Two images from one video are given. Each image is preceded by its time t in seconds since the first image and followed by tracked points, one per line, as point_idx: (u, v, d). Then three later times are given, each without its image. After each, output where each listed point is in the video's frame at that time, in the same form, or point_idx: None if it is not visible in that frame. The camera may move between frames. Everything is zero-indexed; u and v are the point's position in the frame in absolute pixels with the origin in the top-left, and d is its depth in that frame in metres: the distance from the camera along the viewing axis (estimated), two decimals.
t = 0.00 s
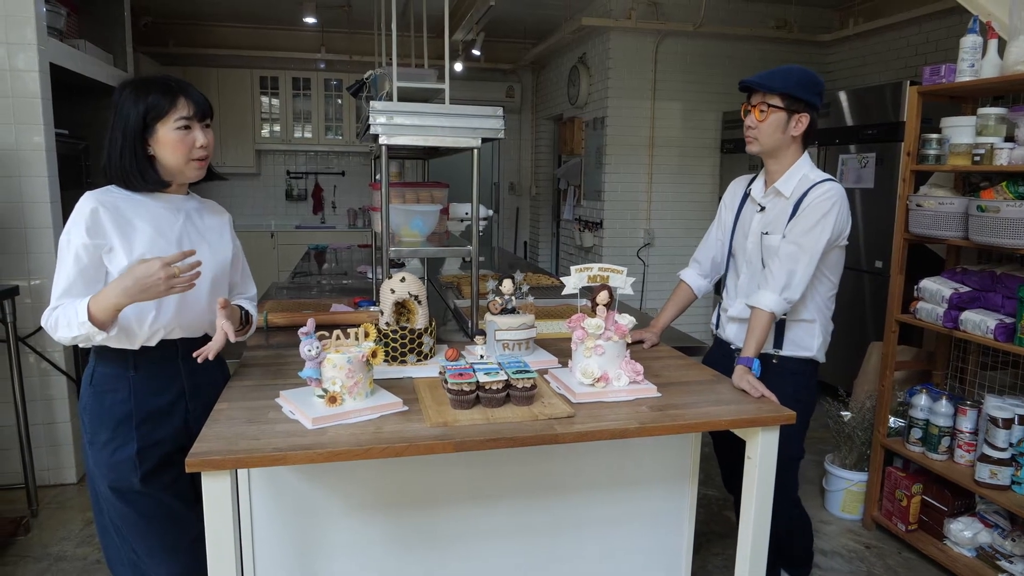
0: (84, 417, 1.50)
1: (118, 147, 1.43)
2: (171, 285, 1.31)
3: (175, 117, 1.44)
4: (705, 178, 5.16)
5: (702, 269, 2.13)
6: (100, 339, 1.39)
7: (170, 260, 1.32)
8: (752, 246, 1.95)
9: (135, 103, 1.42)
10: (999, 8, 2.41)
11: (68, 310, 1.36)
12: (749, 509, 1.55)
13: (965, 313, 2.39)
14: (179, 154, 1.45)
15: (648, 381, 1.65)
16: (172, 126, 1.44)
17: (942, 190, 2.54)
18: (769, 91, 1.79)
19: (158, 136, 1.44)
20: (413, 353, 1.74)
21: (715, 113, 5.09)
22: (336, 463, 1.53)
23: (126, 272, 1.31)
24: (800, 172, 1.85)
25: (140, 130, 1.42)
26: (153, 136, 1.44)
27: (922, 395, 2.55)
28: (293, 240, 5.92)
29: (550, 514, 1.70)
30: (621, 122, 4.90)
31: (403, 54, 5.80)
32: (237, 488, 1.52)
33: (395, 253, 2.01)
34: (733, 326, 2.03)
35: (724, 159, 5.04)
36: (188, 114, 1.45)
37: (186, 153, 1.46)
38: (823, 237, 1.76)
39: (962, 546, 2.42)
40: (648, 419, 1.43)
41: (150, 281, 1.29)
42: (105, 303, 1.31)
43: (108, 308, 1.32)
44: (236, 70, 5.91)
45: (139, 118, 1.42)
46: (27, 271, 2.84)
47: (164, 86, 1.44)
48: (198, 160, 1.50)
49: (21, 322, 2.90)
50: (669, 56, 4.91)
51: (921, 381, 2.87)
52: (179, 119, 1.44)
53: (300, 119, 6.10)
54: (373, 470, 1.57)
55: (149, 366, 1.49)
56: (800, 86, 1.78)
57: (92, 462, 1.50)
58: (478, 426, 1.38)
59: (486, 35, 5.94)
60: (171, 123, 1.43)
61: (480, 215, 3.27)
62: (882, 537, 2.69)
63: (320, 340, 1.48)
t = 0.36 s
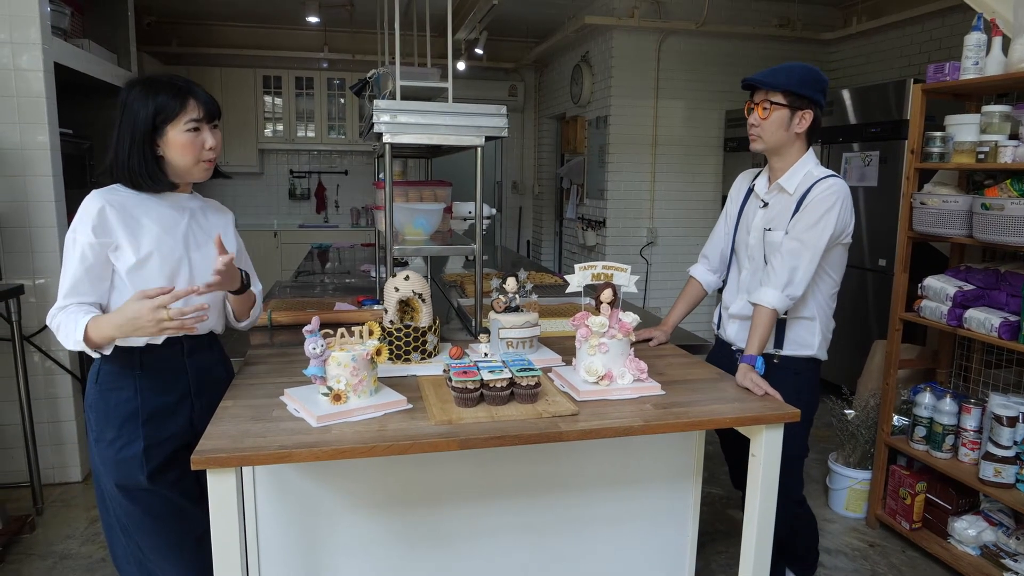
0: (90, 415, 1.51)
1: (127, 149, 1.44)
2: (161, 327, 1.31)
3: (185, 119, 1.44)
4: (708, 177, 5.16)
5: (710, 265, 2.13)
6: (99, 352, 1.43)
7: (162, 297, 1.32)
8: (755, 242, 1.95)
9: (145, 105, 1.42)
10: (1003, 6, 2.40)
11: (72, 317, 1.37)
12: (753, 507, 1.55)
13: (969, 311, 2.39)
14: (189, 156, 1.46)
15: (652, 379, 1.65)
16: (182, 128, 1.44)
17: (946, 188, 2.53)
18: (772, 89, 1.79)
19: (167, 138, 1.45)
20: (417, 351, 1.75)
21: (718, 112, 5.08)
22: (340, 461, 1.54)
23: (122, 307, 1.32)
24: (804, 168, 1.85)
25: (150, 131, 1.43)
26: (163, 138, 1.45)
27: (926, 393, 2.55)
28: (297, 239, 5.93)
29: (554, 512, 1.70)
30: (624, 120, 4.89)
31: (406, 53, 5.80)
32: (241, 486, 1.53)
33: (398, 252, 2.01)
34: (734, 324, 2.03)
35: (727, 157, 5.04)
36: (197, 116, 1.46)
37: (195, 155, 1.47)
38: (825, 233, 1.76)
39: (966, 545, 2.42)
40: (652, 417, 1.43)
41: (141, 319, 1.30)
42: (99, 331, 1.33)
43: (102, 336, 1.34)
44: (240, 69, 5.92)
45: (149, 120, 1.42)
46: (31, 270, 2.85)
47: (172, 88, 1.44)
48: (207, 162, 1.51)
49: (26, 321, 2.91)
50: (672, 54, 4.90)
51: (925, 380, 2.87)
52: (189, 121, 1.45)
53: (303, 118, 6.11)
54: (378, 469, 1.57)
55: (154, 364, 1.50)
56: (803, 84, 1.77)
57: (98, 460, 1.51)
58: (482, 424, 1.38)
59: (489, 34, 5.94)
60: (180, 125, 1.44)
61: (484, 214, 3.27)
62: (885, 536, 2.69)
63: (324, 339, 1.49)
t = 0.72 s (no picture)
0: (93, 413, 1.51)
1: (130, 149, 1.43)
2: (167, 329, 1.32)
3: (188, 117, 1.44)
4: (710, 177, 5.15)
5: (710, 264, 2.13)
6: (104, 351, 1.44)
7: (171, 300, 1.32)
8: (755, 241, 1.95)
9: (148, 104, 1.41)
10: (1007, 5, 2.39)
11: (75, 313, 1.38)
12: (756, 507, 1.55)
13: (973, 311, 2.38)
14: (194, 154, 1.46)
15: (656, 378, 1.65)
16: (186, 126, 1.44)
17: (950, 187, 2.52)
18: (773, 88, 1.78)
19: (171, 137, 1.45)
20: (420, 349, 1.74)
21: (721, 112, 5.07)
22: (342, 460, 1.54)
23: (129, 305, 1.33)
24: (806, 166, 1.85)
25: (154, 131, 1.42)
26: (167, 137, 1.45)
27: (930, 393, 2.54)
28: (300, 239, 5.93)
29: (556, 511, 1.70)
30: (627, 120, 4.89)
31: (409, 52, 5.80)
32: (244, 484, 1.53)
33: (401, 250, 2.02)
34: (735, 325, 2.02)
35: (730, 157, 5.03)
36: (200, 113, 1.46)
37: (200, 152, 1.47)
38: (827, 230, 1.76)
39: (970, 545, 2.41)
40: (655, 416, 1.43)
41: (147, 320, 1.31)
42: (103, 329, 1.34)
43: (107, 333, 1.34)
44: (243, 69, 5.92)
45: (152, 119, 1.42)
46: (34, 269, 2.85)
47: (174, 86, 1.44)
48: (211, 159, 1.51)
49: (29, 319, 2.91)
50: (674, 54, 4.90)
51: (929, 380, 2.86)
52: (192, 119, 1.45)
53: (306, 117, 6.11)
54: (380, 467, 1.57)
55: (158, 363, 1.49)
56: (804, 83, 1.77)
57: (101, 458, 1.51)
58: (485, 423, 1.38)
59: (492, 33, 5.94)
60: (184, 123, 1.44)
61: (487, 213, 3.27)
62: (889, 536, 2.68)
63: (326, 337, 1.48)
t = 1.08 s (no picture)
0: (102, 411, 1.52)
1: (131, 148, 1.44)
2: (162, 314, 1.30)
3: (184, 113, 1.44)
4: (715, 177, 5.15)
5: (717, 264, 2.13)
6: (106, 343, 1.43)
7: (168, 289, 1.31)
8: (762, 241, 1.94)
9: (146, 102, 1.43)
10: (1015, 5, 2.38)
11: (83, 308, 1.38)
12: (765, 506, 1.55)
13: (981, 311, 2.37)
14: (191, 150, 1.46)
15: (663, 377, 1.65)
16: (182, 122, 1.44)
17: (956, 187, 2.51)
18: (778, 88, 1.78)
19: (170, 135, 1.45)
20: (427, 348, 1.75)
21: (726, 111, 5.07)
22: (350, 459, 1.54)
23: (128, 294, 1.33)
24: (812, 164, 1.84)
25: (152, 128, 1.43)
26: (166, 135, 1.46)
27: (936, 393, 2.54)
28: (304, 238, 5.94)
29: (563, 511, 1.70)
30: (631, 120, 4.89)
31: (414, 52, 5.80)
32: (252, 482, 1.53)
33: (408, 250, 2.02)
34: (746, 325, 2.02)
35: (735, 157, 5.03)
36: (195, 108, 1.46)
37: (197, 148, 1.47)
38: (834, 228, 1.76)
39: (977, 546, 2.41)
40: (664, 415, 1.43)
41: (144, 306, 1.30)
42: (104, 319, 1.33)
43: (108, 325, 1.34)
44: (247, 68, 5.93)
45: (150, 117, 1.43)
46: (41, 268, 2.86)
47: (171, 83, 1.44)
48: (210, 156, 1.50)
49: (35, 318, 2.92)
50: (679, 53, 4.89)
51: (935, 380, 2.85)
52: (188, 115, 1.44)
53: (310, 117, 6.12)
54: (387, 466, 1.57)
55: (168, 361, 1.50)
56: (810, 82, 1.76)
57: (110, 456, 1.52)
58: (493, 422, 1.38)
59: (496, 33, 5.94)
60: (180, 118, 1.44)
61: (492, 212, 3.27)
62: (895, 536, 2.68)
63: (336, 335, 1.49)
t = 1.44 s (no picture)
0: (112, 411, 1.52)
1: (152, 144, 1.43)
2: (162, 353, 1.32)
3: (216, 118, 1.46)
4: (720, 177, 5.14)
5: (726, 264, 2.13)
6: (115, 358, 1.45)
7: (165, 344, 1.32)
8: (772, 241, 1.94)
9: (176, 102, 1.42)
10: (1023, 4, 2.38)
11: (93, 315, 1.39)
12: (774, 506, 1.54)
13: (988, 311, 2.37)
14: (215, 154, 1.48)
15: (672, 377, 1.65)
16: (212, 126, 1.46)
17: (964, 187, 2.51)
18: (789, 89, 1.78)
19: (196, 135, 1.46)
20: (436, 349, 1.75)
21: (731, 111, 5.07)
22: (359, 459, 1.54)
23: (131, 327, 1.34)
24: (821, 164, 1.84)
25: (181, 128, 1.43)
26: (191, 134, 1.46)
27: (943, 394, 2.53)
28: (309, 238, 5.94)
29: (571, 511, 1.70)
30: (636, 120, 4.88)
31: (419, 53, 5.81)
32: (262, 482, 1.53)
33: (416, 250, 2.02)
34: (758, 325, 2.02)
35: (740, 157, 5.02)
36: (226, 115, 1.48)
37: (221, 153, 1.49)
38: (843, 227, 1.75)
39: (985, 546, 2.40)
40: (673, 415, 1.43)
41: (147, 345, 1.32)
42: (112, 339, 1.35)
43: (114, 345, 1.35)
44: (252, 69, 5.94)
45: (180, 117, 1.43)
46: (49, 268, 2.87)
47: (205, 86, 1.45)
48: (229, 160, 1.52)
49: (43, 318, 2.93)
50: (684, 53, 4.89)
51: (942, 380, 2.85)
52: (219, 121, 1.46)
53: (315, 118, 6.13)
54: (396, 466, 1.57)
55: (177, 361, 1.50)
56: (822, 83, 1.76)
57: (121, 456, 1.52)
58: (503, 422, 1.38)
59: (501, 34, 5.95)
60: (211, 123, 1.46)
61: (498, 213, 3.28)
62: (902, 537, 2.67)
63: (346, 336, 1.49)
